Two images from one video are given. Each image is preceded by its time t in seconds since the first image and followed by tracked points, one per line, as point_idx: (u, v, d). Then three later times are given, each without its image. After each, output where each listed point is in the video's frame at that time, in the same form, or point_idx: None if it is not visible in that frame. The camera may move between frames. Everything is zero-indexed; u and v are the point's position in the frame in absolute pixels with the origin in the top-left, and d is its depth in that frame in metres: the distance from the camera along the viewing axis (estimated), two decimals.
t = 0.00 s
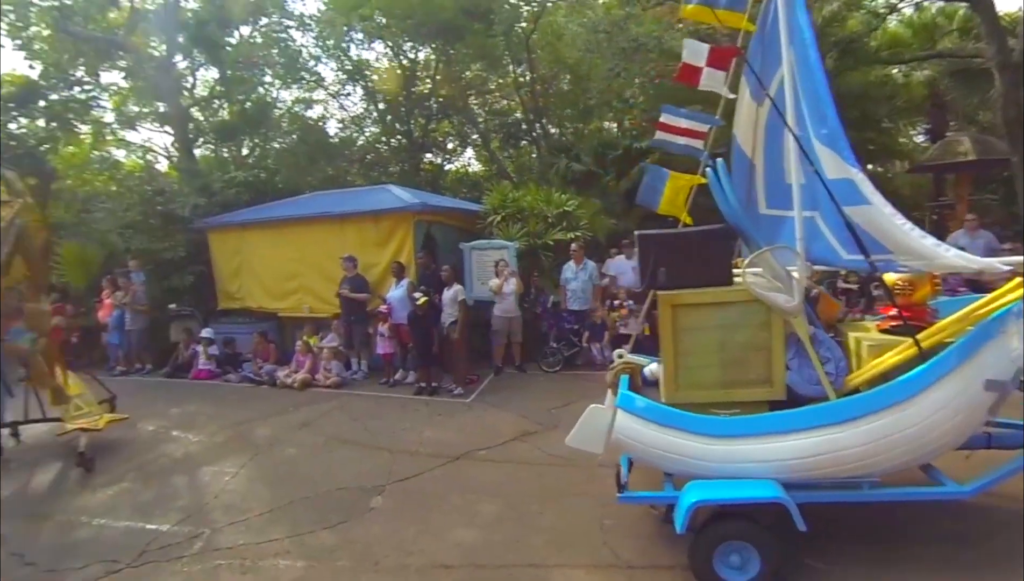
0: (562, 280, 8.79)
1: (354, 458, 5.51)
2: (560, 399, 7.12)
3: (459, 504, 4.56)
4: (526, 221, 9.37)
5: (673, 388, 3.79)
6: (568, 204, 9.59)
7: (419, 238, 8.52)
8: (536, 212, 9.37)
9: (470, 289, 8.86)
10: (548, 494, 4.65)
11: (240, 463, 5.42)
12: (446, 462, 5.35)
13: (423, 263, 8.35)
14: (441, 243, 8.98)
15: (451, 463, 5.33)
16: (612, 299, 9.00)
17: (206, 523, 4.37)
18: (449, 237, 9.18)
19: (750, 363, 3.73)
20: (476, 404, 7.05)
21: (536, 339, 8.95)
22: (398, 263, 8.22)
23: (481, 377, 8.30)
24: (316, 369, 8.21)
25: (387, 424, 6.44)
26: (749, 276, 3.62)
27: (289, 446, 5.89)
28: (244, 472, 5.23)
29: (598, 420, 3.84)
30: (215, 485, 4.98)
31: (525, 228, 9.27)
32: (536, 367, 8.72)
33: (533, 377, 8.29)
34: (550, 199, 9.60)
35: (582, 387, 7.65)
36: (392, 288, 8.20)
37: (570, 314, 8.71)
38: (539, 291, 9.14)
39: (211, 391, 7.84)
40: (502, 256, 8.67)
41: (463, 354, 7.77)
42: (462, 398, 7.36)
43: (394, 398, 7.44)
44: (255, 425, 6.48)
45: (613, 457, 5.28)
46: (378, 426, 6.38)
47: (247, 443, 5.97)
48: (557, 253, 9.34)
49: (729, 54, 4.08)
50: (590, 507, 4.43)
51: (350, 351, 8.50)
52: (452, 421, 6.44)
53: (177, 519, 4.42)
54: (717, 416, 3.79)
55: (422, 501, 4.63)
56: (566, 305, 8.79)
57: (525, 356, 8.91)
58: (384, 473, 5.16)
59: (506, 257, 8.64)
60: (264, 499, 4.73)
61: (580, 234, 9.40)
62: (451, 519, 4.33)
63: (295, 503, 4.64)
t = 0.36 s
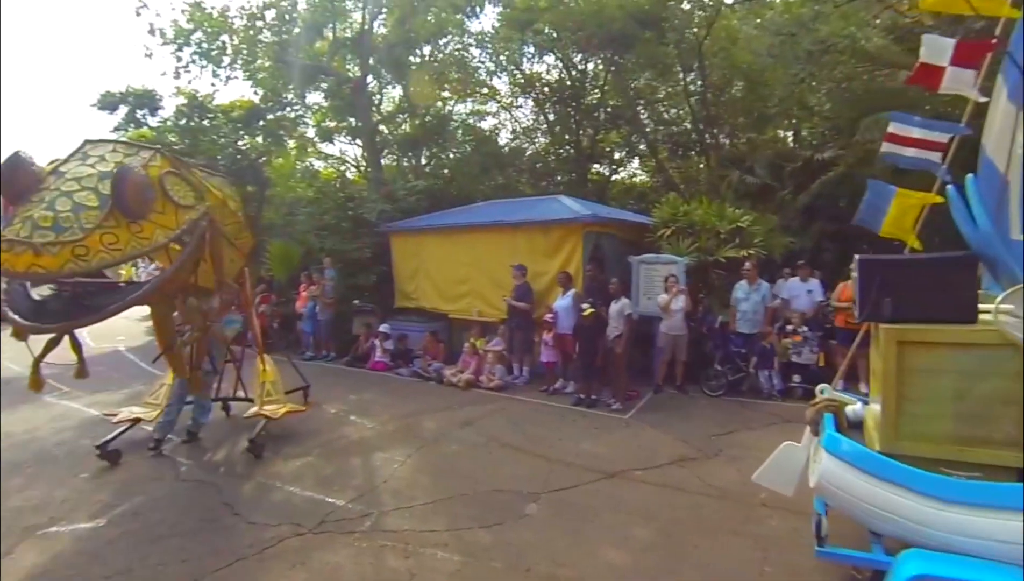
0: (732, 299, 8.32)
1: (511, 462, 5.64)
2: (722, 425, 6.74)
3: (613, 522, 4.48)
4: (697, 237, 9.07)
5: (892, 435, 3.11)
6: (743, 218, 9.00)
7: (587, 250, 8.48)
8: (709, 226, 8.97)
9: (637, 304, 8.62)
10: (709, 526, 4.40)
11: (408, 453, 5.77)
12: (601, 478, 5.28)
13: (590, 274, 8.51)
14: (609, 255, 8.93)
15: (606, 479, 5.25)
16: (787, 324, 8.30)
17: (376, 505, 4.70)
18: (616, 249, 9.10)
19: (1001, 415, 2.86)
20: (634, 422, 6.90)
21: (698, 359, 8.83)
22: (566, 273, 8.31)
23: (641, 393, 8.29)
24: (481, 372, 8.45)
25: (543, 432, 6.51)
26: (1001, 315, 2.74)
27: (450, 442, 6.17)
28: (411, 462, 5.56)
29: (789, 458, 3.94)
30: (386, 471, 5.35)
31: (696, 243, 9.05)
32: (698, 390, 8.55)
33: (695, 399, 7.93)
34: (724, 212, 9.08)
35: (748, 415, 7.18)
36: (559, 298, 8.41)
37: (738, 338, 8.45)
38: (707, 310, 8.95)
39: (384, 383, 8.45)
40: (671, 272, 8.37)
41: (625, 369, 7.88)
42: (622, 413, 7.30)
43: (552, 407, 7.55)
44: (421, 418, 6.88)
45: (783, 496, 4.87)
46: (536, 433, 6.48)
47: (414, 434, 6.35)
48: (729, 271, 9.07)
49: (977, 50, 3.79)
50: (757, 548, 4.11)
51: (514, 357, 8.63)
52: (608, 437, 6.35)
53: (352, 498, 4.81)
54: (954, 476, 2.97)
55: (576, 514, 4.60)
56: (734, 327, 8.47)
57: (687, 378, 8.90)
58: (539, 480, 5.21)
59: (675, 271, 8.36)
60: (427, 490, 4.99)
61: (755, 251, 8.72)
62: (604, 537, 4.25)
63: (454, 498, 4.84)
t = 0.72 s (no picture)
0: (883, 320, 7.51)
1: (636, 477, 5.50)
2: (869, 458, 6.14)
3: (745, 552, 4.22)
4: (845, 252, 8.33)
5: None
6: (899, 233, 8.31)
7: (724, 261, 8.26)
8: (860, 240, 8.28)
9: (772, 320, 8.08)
10: (852, 570, 4.01)
11: (532, 458, 5.83)
12: (731, 503, 5.00)
13: (725, 288, 8.15)
14: (746, 269, 8.62)
15: (736, 505, 4.98)
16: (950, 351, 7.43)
17: (499, 507, 4.77)
18: (754, 264, 8.77)
19: None
20: (768, 446, 6.49)
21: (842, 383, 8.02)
22: (701, 285, 8.07)
23: (775, 416, 7.66)
24: (606, 381, 8.44)
25: (669, 448, 6.30)
26: None
27: (574, 450, 6.15)
28: (534, 468, 5.60)
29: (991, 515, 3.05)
30: (509, 475, 5.42)
31: (844, 257, 8.27)
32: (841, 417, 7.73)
33: (838, 428, 7.29)
34: (878, 227, 8.40)
35: (902, 450, 6.51)
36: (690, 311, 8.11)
37: (890, 363, 7.44)
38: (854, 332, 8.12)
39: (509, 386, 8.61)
40: (815, 288, 7.76)
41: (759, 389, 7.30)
42: (753, 436, 6.82)
43: (678, 423, 7.26)
44: (545, 425, 6.92)
45: (943, 545, 4.34)
46: (661, 449, 6.28)
47: (538, 439, 6.41)
48: (883, 290, 8.15)
49: None
50: None
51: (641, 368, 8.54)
52: (739, 460, 6.02)
53: (475, 498, 4.92)
54: None
55: (703, 539, 4.39)
56: (886, 351, 7.51)
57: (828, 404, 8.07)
58: (664, 499, 5.04)
59: (819, 288, 7.75)
60: (548, 496, 5.00)
61: (913, 269, 8.01)
62: (734, 567, 4.02)
63: (576, 508, 4.80)
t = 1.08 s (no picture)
0: (999, 343, 6.89)
1: (716, 497, 5.31)
2: (978, 494, 5.66)
3: None
4: (954, 268, 7.77)
5: None
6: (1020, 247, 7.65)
7: (817, 276, 7.89)
8: (972, 255, 7.72)
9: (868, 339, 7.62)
10: None
11: (608, 471, 5.75)
12: (819, 532, 4.74)
13: (817, 304, 7.78)
14: (840, 284, 8.19)
15: (825, 534, 4.71)
16: None
17: (575, 519, 4.74)
18: (850, 278, 8.32)
19: None
20: (861, 473, 6.12)
21: (948, 409, 7.46)
22: (790, 300, 7.73)
23: (869, 442, 7.17)
24: (686, 396, 8.23)
25: (752, 469, 6.06)
26: None
27: (652, 465, 6.02)
28: (610, 481, 5.51)
29: None
30: (585, 487, 5.36)
31: (953, 274, 7.72)
32: (945, 446, 7.17)
33: (942, 458, 6.77)
34: (995, 241, 7.78)
35: (1016, 486, 5.98)
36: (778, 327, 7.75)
37: (1005, 391, 6.83)
38: (963, 355, 7.53)
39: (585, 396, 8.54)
40: (917, 306, 7.28)
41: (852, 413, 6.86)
42: (844, 461, 6.45)
43: (762, 443, 6.95)
44: (622, 437, 6.81)
45: None
46: (744, 469, 6.04)
47: (614, 452, 6.32)
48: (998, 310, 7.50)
49: None
50: None
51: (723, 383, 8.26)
52: (830, 486, 5.71)
53: (551, 508, 4.90)
54: None
55: (789, 568, 4.18)
56: (1001, 378, 6.90)
57: (931, 431, 7.51)
58: (747, 522, 4.84)
59: (922, 308, 7.24)
60: (625, 511, 4.91)
61: None
62: None
63: (653, 525, 4.70)
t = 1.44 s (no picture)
0: None
1: (763, 506, 5.18)
2: None
3: None
4: (1022, 273, 7.42)
5: None
6: None
7: (870, 280, 7.64)
8: None
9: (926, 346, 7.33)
10: None
11: (651, 476, 5.68)
12: (872, 546, 4.58)
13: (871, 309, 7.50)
14: (896, 289, 7.89)
15: (878, 549, 4.55)
16: None
17: (617, 523, 4.70)
18: (907, 283, 8.01)
19: None
20: (917, 486, 5.89)
21: (1012, 422, 7.10)
22: (843, 304, 7.49)
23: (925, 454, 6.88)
24: (732, 401, 8.06)
25: (800, 478, 5.89)
26: None
27: (696, 471, 5.92)
28: (654, 486, 5.45)
29: None
30: (628, 491, 5.30)
31: (1020, 280, 7.34)
32: (1009, 461, 6.84)
33: (1005, 473, 6.45)
34: None
35: None
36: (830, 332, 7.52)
37: None
38: None
39: (628, 398, 8.46)
40: (980, 314, 6.93)
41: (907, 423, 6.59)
42: (898, 474, 6.21)
43: (811, 451, 6.76)
44: (666, 441, 6.72)
45: None
46: (792, 478, 5.88)
47: (658, 456, 6.24)
48: None
49: None
50: None
51: (771, 389, 8.05)
52: (883, 499, 5.51)
53: (593, 512, 4.86)
54: None
55: None
56: None
57: (993, 445, 7.16)
58: (795, 533, 4.72)
59: (986, 316, 6.90)
60: (668, 518, 4.84)
61: None
62: None
63: (696, 533, 4.62)
